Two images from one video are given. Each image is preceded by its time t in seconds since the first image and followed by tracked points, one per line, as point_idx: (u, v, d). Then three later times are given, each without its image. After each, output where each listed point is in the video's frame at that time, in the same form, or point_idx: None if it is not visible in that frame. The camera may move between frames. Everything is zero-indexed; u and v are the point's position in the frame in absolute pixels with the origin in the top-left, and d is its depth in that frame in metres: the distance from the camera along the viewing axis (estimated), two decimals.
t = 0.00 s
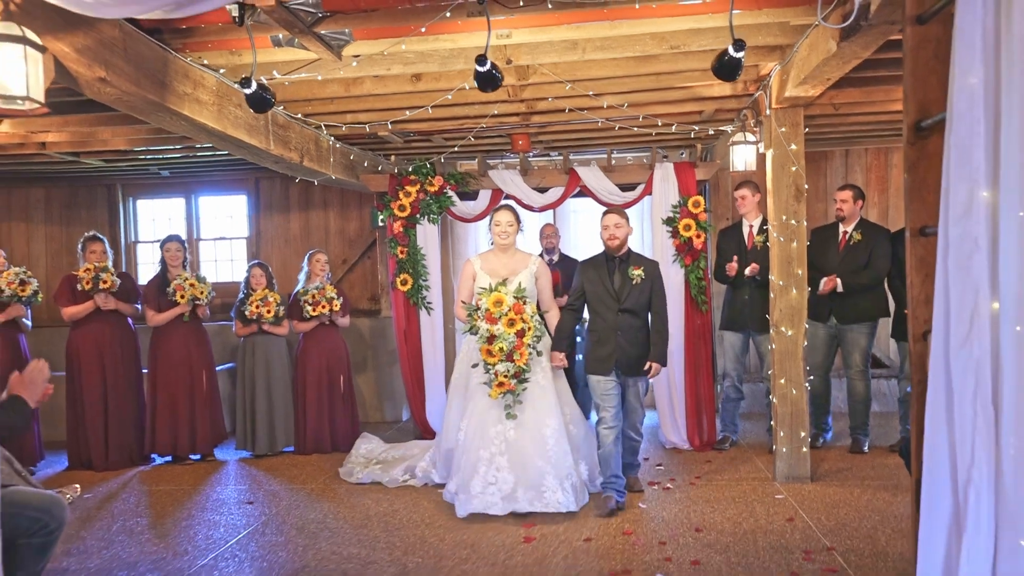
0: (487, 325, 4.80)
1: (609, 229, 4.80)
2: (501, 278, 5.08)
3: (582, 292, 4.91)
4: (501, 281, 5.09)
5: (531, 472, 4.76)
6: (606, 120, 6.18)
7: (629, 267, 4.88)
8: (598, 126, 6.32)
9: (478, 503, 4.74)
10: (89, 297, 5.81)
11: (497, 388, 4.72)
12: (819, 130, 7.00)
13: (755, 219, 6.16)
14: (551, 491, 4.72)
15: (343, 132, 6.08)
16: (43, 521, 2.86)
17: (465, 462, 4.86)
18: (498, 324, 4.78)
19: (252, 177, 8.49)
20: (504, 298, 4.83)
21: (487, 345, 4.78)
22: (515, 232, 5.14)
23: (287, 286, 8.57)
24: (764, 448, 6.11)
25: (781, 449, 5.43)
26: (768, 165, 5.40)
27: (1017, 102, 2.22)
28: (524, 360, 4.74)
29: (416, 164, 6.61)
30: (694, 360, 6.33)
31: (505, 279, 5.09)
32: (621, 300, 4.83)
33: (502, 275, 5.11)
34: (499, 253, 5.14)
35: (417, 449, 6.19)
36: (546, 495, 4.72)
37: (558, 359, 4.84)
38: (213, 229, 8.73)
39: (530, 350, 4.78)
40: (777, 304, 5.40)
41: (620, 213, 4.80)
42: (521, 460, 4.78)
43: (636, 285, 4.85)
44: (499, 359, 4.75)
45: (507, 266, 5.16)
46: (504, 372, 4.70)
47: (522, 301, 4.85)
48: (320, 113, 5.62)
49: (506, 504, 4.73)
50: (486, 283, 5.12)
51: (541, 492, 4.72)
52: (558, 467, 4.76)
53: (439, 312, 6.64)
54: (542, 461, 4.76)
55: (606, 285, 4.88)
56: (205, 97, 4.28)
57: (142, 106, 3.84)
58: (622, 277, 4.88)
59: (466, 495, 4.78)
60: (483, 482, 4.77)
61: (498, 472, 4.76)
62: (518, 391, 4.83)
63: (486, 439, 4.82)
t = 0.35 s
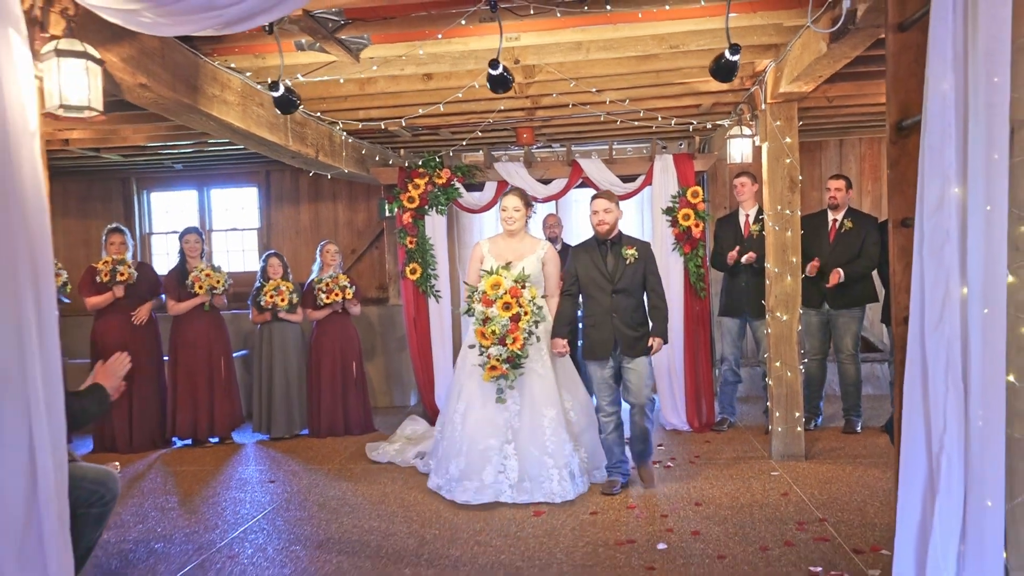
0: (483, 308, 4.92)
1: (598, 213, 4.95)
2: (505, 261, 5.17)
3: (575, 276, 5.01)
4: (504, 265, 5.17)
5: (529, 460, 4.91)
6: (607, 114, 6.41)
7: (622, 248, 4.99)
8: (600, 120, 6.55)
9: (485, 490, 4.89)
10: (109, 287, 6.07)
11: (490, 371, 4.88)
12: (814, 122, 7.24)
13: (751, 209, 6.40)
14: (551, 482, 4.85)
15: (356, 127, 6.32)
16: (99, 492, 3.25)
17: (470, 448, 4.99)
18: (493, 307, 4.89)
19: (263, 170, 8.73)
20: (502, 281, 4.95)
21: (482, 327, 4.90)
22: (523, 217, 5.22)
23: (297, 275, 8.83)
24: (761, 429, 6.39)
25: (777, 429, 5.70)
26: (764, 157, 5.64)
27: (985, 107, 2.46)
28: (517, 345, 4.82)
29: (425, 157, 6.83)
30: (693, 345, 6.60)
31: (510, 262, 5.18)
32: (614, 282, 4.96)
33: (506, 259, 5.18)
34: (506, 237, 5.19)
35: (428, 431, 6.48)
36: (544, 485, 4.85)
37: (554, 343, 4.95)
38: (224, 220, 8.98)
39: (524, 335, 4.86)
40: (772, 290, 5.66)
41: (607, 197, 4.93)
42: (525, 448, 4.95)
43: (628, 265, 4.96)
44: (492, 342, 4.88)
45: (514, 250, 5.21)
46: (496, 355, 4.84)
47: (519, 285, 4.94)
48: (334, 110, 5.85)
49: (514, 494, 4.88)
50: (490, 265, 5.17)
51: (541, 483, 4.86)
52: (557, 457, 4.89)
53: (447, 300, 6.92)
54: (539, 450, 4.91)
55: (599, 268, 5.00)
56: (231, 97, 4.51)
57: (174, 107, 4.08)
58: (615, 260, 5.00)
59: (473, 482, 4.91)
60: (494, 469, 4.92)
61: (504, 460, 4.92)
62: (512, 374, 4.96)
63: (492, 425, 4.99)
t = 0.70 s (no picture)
0: (483, 300, 4.94)
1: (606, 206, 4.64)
2: (499, 252, 5.19)
3: (578, 267, 4.79)
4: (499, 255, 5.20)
5: (538, 446, 5.03)
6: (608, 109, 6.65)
7: (627, 242, 4.68)
8: (600, 114, 6.80)
9: (513, 480, 4.87)
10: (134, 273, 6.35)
11: (497, 363, 4.91)
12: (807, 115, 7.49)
13: (747, 200, 6.64)
14: (565, 466, 4.98)
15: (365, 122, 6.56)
16: (149, 467, 3.74)
17: (487, 441, 4.94)
18: (494, 298, 4.90)
19: (272, 163, 8.97)
20: (500, 272, 4.96)
21: (486, 320, 4.91)
22: (514, 206, 5.20)
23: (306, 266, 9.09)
24: (756, 412, 6.67)
25: (772, 411, 5.97)
26: (759, 151, 5.89)
27: (960, 104, 2.68)
28: (523, 335, 4.89)
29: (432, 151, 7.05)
30: (691, 332, 6.88)
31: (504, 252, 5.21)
32: (616, 276, 4.68)
33: (501, 249, 5.20)
34: (496, 227, 5.22)
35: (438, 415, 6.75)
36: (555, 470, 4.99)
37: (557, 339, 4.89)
38: (234, 212, 9.23)
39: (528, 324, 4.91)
40: (767, 277, 5.93)
41: (615, 187, 4.64)
42: (538, 434, 5.05)
43: (633, 259, 4.64)
44: (497, 334, 4.90)
45: (509, 238, 5.24)
46: (503, 347, 4.88)
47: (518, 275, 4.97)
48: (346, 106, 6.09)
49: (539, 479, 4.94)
50: (485, 257, 5.21)
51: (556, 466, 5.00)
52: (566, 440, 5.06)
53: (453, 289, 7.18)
54: (547, 436, 5.05)
55: (601, 261, 4.73)
56: (253, 95, 4.76)
57: (204, 106, 4.35)
58: (618, 253, 4.70)
59: (497, 475, 4.85)
60: (519, 458, 4.92)
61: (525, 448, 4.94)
62: (518, 364, 5.01)
63: (506, 416, 4.99)
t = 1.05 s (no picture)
0: (488, 288, 4.98)
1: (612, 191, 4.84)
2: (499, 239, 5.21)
3: (581, 251, 4.99)
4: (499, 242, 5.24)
5: (538, 435, 5.07)
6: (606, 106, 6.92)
7: (630, 228, 4.86)
8: (599, 111, 7.07)
9: (517, 469, 4.94)
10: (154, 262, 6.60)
11: (501, 349, 4.96)
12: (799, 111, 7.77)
13: (739, 193, 6.91)
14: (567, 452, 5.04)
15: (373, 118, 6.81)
16: (169, 444, 4.07)
17: (490, 430, 5.02)
18: (499, 286, 4.95)
19: (279, 158, 9.23)
20: (503, 259, 4.98)
21: (490, 307, 4.96)
22: (512, 194, 5.23)
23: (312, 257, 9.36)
24: (748, 397, 6.97)
25: (763, 395, 6.25)
26: (751, 147, 6.15)
27: (930, 108, 2.93)
28: (527, 322, 4.95)
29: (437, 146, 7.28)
30: (685, 320, 7.20)
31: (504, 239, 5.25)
32: (619, 261, 4.85)
33: (500, 236, 5.24)
34: (496, 215, 5.27)
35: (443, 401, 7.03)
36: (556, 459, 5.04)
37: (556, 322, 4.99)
38: (242, 205, 9.49)
39: (532, 311, 4.98)
40: (758, 267, 6.21)
41: (622, 173, 4.86)
42: (540, 420, 5.09)
43: (636, 245, 4.83)
44: (501, 321, 4.96)
45: (508, 225, 5.29)
46: (508, 333, 4.93)
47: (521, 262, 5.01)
48: (355, 104, 6.34)
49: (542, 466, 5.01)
50: (484, 244, 5.24)
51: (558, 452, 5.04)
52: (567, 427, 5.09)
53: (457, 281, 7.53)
54: (547, 425, 5.08)
55: (604, 247, 4.91)
56: (271, 94, 5.01)
57: (226, 105, 4.62)
58: (622, 239, 4.88)
59: (502, 464, 4.93)
60: (523, 447, 5.00)
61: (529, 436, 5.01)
62: (520, 352, 5.06)
63: (509, 403, 5.02)
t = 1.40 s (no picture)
0: (486, 284, 5.01)
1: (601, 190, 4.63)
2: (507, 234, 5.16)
3: (573, 252, 4.74)
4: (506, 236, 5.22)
5: (530, 432, 5.02)
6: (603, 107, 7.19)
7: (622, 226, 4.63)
8: (597, 111, 7.34)
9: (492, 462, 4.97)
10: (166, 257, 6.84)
11: (496, 346, 4.96)
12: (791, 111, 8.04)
13: (732, 190, 7.18)
14: (549, 454, 4.97)
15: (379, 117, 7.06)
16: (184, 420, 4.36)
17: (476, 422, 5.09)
18: (496, 282, 4.95)
19: (286, 154, 9.50)
20: (503, 256, 4.96)
21: (487, 303, 4.99)
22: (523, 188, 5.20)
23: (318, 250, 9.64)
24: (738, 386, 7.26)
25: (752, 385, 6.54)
26: (743, 147, 6.41)
27: (895, 118, 3.22)
28: (523, 320, 4.93)
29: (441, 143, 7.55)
30: (679, 313, 7.48)
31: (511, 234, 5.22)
32: (611, 261, 4.63)
33: (508, 230, 5.20)
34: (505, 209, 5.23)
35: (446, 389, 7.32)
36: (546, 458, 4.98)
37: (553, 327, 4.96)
38: (249, 199, 9.76)
39: (529, 309, 4.95)
40: (748, 262, 6.49)
41: (607, 171, 4.66)
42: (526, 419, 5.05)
43: (629, 245, 4.61)
44: (497, 317, 4.97)
45: (515, 221, 5.27)
46: (502, 331, 4.94)
47: (522, 259, 4.97)
48: (363, 104, 6.61)
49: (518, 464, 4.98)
50: (491, 238, 5.25)
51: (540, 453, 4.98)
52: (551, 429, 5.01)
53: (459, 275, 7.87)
54: (539, 423, 5.03)
55: (596, 246, 4.66)
56: (284, 96, 5.27)
57: (244, 106, 4.88)
58: (615, 238, 4.64)
59: (482, 456, 4.96)
60: (500, 442, 4.99)
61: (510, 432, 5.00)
62: (518, 349, 5.03)
63: (496, 398, 5.05)
